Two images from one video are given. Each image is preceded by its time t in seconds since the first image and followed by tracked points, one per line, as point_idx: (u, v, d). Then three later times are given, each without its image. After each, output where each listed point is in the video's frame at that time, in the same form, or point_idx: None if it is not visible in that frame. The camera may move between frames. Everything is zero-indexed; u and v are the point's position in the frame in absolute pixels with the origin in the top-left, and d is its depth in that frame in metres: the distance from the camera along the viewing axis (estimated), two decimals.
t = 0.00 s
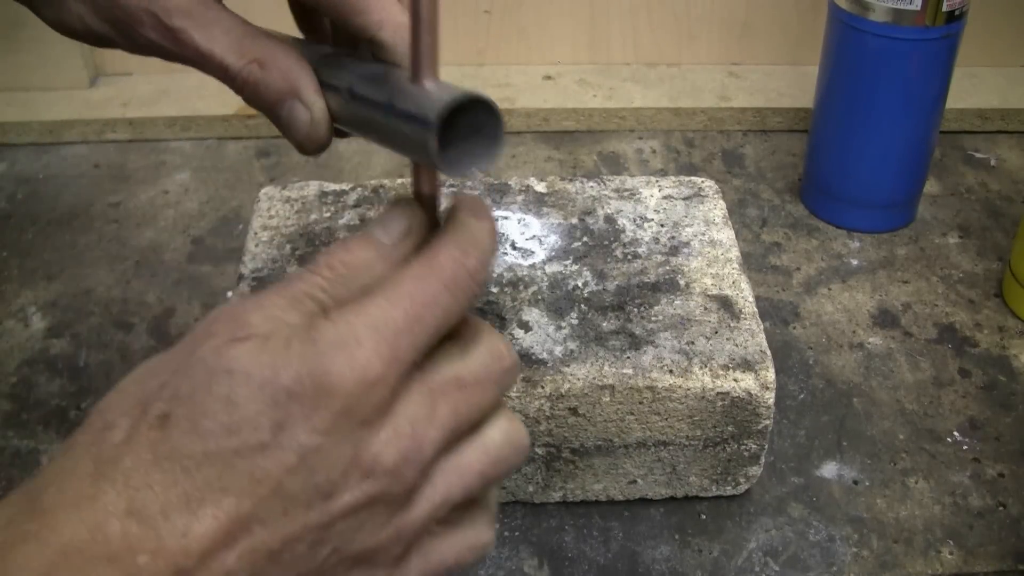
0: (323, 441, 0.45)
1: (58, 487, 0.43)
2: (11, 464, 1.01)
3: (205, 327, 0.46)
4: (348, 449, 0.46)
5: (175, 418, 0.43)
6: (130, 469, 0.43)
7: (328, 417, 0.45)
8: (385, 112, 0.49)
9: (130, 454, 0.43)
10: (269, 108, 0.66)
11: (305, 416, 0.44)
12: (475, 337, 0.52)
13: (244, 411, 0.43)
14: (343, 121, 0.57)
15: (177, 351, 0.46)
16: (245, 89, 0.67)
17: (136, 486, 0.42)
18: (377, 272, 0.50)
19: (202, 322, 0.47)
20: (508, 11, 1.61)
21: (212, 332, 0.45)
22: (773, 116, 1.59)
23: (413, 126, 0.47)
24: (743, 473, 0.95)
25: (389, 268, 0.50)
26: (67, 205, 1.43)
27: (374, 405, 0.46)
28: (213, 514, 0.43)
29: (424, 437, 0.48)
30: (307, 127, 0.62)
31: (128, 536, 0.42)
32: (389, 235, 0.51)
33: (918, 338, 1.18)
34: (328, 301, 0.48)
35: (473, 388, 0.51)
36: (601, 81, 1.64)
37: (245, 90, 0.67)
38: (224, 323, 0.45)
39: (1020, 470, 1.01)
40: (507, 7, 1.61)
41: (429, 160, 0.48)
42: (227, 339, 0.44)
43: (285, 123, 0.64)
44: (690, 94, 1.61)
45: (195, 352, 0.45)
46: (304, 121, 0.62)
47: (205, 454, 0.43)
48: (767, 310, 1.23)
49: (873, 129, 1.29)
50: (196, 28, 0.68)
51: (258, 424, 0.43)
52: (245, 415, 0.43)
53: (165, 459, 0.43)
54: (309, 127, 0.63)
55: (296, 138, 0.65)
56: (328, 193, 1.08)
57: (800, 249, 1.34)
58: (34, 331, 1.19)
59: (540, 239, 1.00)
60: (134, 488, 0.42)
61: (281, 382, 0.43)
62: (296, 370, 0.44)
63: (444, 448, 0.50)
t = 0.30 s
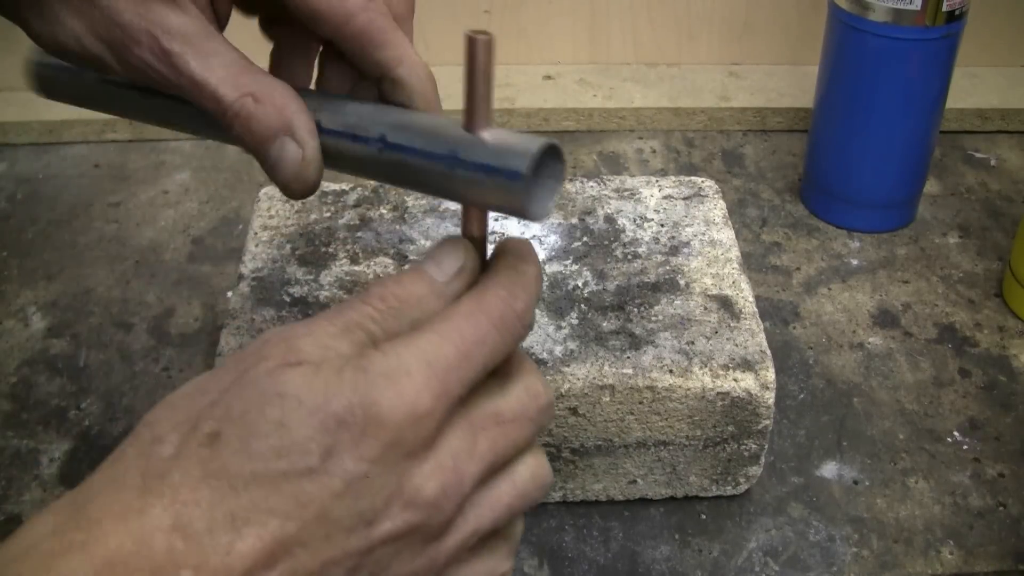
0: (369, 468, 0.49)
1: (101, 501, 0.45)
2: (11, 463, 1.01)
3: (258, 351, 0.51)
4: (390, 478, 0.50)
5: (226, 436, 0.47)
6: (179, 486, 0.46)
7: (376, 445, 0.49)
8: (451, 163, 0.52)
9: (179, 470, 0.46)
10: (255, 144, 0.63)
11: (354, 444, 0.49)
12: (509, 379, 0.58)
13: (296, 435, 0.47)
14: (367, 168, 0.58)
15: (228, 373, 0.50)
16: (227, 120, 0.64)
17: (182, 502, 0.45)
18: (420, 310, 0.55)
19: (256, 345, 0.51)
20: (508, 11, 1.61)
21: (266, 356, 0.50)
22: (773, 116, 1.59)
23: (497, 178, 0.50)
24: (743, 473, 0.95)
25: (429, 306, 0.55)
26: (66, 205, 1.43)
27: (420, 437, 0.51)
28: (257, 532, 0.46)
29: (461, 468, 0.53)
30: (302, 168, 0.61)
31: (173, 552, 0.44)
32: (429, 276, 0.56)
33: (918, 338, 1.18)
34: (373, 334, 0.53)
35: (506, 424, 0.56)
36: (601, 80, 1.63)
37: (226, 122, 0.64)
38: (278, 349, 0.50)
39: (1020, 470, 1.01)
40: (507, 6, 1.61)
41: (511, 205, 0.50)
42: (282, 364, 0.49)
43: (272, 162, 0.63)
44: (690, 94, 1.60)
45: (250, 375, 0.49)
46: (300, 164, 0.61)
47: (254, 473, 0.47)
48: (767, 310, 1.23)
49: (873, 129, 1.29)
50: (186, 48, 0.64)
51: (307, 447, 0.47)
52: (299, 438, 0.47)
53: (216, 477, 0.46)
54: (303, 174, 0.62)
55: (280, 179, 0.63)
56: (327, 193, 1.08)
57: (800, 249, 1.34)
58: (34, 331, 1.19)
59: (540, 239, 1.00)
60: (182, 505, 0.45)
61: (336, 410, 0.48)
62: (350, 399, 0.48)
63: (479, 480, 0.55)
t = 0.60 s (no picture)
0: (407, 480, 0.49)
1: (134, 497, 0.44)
2: (11, 464, 1.01)
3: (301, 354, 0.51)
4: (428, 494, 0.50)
5: (267, 436, 0.47)
6: (216, 482, 0.45)
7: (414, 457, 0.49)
8: (500, 177, 0.56)
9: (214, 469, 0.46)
10: (287, 130, 0.59)
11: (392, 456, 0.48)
12: (553, 406, 0.58)
13: (337, 437, 0.47)
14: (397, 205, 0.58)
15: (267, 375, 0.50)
16: (268, 103, 0.61)
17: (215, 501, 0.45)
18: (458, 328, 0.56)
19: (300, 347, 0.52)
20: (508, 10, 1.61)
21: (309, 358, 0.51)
22: (773, 116, 1.59)
23: (546, 181, 0.55)
24: (743, 473, 0.95)
25: (467, 320, 0.57)
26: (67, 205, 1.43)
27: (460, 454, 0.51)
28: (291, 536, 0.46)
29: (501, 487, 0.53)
30: (352, 150, 0.58)
31: (207, 546, 0.44)
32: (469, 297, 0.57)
33: (918, 338, 1.18)
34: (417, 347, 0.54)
35: (549, 448, 0.56)
36: (600, 80, 1.63)
37: (265, 104, 0.61)
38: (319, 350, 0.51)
39: (1020, 470, 1.01)
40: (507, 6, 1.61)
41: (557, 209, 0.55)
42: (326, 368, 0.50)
43: (301, 151, 0.58)
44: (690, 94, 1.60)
45: (295, 380, 0.49)
46: (342, 149, 0.58)
47: (291, 474, 0.46)
48: (767, 310, 1.23)
49: (873, 129, 1.29)
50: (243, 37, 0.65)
51: (337, 452, 0.47)
52: (337, 441, 0.47)
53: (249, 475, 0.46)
54: (337, 161, 0.58)
55: (307, 168, 0.58)
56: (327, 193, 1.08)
57: (800, 249, 1.34)
58: (34, 331, 1.19)
59: (540, 239, 1.00)
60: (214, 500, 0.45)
61: (377, 418, 0.48)
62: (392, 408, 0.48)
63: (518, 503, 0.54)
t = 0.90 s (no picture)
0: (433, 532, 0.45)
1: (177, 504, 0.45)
2: (11, 464, 1.01)
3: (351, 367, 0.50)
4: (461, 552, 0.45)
5: (296, 465, 0.45)
6: (238, 500, 0.44)
7: (446, 507, 0.45)
8: (562, 237, 0.69)
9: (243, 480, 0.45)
10: (371, 191, 0.69)
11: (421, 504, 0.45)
12: (639, 469, 0.51)
13: (358, 469, 0.45)
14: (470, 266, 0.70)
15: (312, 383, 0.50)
16: (359, 166, 0.70)
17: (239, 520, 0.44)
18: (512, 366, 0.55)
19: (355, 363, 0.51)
20: (508, 10, 1.61)
21: (355, 375, 0.50)
22: (773, 116, 1.59)
23: (610, 233, 0.69)
24: (743, 473, 0.95)
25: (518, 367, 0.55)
26: (67, 204, 1.43)
27: (494, 512, 0.46)
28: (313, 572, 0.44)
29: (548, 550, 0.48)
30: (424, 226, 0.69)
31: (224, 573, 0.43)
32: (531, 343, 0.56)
33: (918, 338, 1.18)
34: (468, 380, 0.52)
35: (619, 513, 0.48)
36: (600, 80, 1.63)
37: (355, 166, 0.70)
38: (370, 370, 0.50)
39: (1020, 469, 1.01)
40: (507, 6, 1.61)
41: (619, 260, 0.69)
42: (370, 392, 0.49)
43: (382, 212, 0.68)
44: (690, 94, 1.60)
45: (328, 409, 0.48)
46: (417, 216, 0.69)
47: (308, 506, 0.44)
48: (767, 310, 1.23)
49: (873, 129, 1.29)
50: (335, 106, 0.72)
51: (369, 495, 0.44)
52: (361, 481, 0.44)
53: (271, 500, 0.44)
54: (412, 227, 0.68)
55: (386, 229, 0.68)
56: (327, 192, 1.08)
57: (800, 249, 1.34)
58: (34, 331, 1.19)
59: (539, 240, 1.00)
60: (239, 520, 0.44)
61: (405, 459, 0.45)
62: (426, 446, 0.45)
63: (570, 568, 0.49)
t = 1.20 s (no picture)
0: (548, 481, 0.52)
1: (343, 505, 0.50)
2: (11, 463, 1.01)
3: (453, 324, 0.57)
4: (571, 497, 0.52)
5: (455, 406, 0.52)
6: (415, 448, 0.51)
7: (550, 455, 0.52)
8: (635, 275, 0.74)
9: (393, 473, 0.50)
10: (443, 214, 0.72)
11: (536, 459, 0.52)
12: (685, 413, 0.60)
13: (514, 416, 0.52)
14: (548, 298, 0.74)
15: (428, 348, 0.56)
16: (433, 187, 0.72)
17: (402, 514, 0.48)
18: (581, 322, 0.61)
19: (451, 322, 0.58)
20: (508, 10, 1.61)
21: (462, 331, 0.56)
22: (773, 116, 1.59)
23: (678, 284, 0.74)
24: (743, 473, 0.95)
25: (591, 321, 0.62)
26: (67, 204, 1.43)
27: (585, 454, 0.53)
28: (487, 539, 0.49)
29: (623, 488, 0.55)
30: (491, 250, 0.72)
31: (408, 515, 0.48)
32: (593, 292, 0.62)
33: (918, 338, 1.18)
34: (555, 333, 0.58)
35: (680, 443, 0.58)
36: (600, 80, 1.63)
37: (429, 188, 0.72)
38: (474, 321, 0.56)
39: (1020, 469, 1.01)
40: (507, 6, 1.61)
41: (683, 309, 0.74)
42: (477, 345, 0.55)
43: (452, 236, 0.71)
44: (690, 94, 1.60)
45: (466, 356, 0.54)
46: (487, 242, 0.72)
47: (474, 453, 0.51)
48: (767, 310, 1.23)
49: (873, 129, 1.29)
50: (417, 125, 0.76)
51: (493, 456, 0.51)
52: (482, 443, 0.51)
53: (429, 489, 0.49)
54: (481, 252, 0.71)
55: (455, 251, 0.71)
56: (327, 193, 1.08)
57: (800, 249, 1.34)
58: (34, 331, 1.19)
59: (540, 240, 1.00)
60: (405, 525, 0.48)
61: (510, 414, 0.52)
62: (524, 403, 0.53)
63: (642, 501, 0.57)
